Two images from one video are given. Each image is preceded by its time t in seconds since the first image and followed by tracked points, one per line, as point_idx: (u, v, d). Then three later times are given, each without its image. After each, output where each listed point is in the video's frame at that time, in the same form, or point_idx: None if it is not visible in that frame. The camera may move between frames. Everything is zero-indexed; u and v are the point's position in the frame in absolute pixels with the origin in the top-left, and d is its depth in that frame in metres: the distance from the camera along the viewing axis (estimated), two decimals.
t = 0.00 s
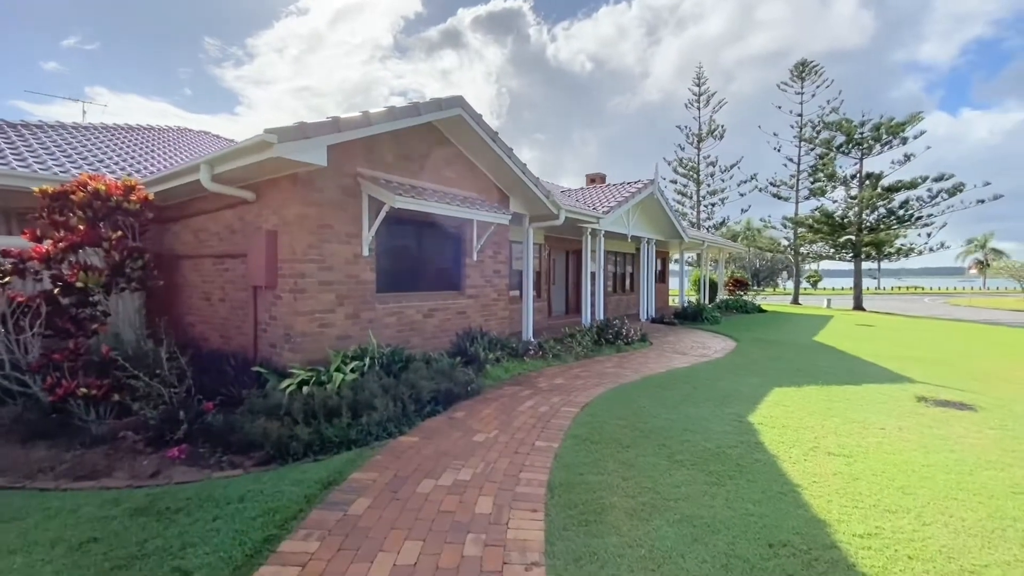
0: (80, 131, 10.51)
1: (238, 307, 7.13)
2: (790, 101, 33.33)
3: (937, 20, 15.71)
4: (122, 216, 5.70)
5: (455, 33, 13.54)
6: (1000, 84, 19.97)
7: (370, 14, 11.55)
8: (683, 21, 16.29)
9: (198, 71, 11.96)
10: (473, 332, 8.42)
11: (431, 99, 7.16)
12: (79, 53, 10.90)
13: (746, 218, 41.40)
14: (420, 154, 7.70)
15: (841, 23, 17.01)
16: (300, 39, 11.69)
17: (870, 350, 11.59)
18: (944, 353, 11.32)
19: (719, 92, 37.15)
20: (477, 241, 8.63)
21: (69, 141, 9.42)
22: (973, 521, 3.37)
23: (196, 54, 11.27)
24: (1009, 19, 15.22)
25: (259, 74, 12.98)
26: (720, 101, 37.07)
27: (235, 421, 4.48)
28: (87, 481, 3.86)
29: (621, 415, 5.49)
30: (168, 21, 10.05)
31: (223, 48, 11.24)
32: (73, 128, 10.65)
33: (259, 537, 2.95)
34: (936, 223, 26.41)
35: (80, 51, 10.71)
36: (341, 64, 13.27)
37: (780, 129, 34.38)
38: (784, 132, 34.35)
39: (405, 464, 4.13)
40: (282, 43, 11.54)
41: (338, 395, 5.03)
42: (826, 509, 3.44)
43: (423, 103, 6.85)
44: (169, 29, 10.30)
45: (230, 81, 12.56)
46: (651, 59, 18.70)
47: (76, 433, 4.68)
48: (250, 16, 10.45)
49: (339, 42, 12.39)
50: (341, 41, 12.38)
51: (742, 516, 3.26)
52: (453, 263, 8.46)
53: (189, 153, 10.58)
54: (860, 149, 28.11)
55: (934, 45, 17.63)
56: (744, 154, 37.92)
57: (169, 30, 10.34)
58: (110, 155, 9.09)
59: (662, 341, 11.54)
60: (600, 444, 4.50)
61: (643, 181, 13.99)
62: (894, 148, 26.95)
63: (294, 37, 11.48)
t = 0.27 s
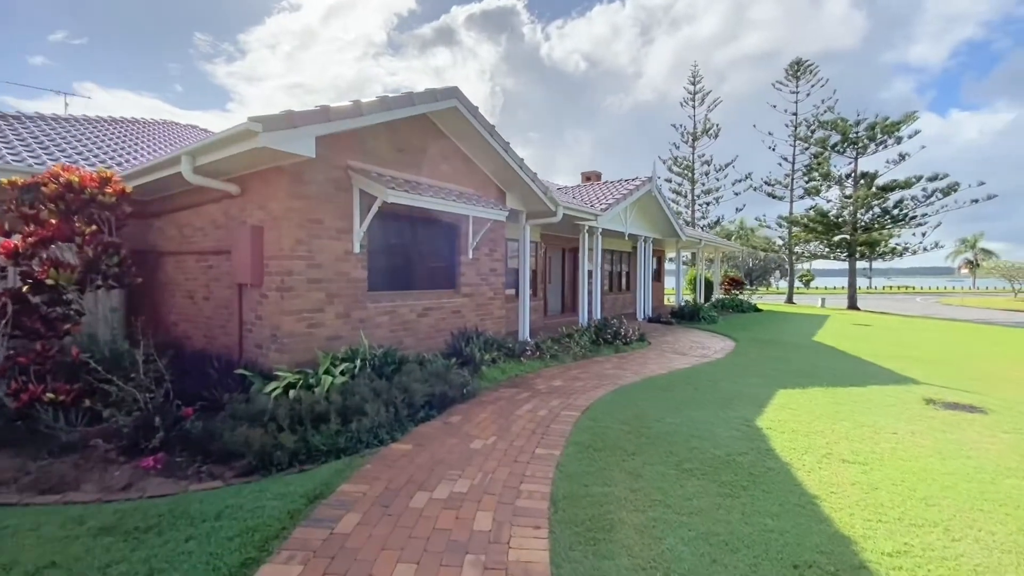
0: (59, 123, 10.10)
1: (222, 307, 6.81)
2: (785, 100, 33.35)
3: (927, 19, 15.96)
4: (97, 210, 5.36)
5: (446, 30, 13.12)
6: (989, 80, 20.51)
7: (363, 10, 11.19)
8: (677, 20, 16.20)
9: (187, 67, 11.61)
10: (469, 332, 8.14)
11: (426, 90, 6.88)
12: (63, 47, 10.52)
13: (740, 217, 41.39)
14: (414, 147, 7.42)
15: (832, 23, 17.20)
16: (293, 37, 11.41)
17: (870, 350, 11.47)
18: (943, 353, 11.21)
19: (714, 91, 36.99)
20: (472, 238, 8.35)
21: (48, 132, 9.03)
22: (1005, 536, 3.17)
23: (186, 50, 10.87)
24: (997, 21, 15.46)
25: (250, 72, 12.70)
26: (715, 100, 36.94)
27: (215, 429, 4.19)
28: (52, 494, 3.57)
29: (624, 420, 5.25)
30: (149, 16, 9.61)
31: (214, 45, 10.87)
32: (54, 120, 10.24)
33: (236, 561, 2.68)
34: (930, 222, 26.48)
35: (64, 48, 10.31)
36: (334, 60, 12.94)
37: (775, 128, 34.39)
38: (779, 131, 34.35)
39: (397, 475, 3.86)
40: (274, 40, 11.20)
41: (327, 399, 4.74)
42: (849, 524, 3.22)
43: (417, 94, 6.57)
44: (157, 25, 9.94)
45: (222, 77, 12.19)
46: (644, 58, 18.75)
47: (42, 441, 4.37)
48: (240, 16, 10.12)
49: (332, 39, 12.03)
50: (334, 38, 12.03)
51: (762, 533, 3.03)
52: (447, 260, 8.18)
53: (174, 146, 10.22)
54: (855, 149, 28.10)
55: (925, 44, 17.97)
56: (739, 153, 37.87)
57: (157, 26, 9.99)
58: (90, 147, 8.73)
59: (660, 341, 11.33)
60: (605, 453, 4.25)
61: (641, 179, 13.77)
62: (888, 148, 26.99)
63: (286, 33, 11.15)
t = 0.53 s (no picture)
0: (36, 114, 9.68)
1: (203, 307, 6.47)
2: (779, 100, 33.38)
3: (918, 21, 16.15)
4: (65, 204, 5.01)
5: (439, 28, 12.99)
6: (979, 81, 20.79)
7: (357, 7, 10.85)
8: (670, 20, 16.23)
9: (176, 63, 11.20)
10: (463, 334, 7.86)
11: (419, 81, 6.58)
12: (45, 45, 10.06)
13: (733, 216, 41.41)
14: (406, 141, 7.12)
15: (824, 23, 17.38)
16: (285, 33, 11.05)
17: (868, 351, 11.35)
18: (942, 353, 11.10)
19: (708, 89, 36.84)
20: (466, 236, 8.07)
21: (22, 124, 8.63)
22: None
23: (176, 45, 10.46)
24: (985, 23, 15.67)
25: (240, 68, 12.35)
26: (710, 99, 36.83)
27: (188, 441, 3.89)
28: (4, 516, 3.27)
29: (626, 427, 5.00)
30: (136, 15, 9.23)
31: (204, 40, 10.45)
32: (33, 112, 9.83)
33: None
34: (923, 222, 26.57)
35: (45, 45, 9.89)
36: (326, 57, 12.59)
37: (769, 127, 34.39)
38: (772, 131, 34.36)
39: (386, 492, 3.57)
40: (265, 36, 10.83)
41: (311, 407, 4.44)
42: (874, 546, 2.99)
43: (408, 84, 6.27)
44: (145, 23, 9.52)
45: (212, 73, 11.85)
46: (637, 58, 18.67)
47: None
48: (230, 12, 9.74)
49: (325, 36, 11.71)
50: (326, 34, 11.69)
51: (783, 557, 2.79)
52: (439, 259, 7.89)
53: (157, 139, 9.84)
54: (849, 148, 28.12)
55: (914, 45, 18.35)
56: (732, 152, 37.84)
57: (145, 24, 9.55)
58: (66, 138, 8.35)
59: (658, 342, 11.11)
60: (608, 465, 3.99)
61: (638, 177, 13.53)
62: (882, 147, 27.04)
63: (277, 30, 10.81)
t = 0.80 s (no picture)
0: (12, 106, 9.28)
1: (182, 308, 6.15)
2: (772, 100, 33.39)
3: (906, 23, 16.53)
4: (30, 197, 4.65)
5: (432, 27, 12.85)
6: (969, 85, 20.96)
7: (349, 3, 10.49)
8: (662, 20, 16.61)
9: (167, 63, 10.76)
10: (456, 336, 7.59)
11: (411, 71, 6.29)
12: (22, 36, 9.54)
13: (726, 216, 41.48)
14: (396, 135, 6.83)
15: (814, 24, 17.93)
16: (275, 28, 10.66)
17: (865, 352, 11.27)
18: (939, 354, 11.04)
19: (702, 89, 36.78)
20: (459, 235, 7.80)
21: None
22: None
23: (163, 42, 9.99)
24: (972, 27, 15.86)
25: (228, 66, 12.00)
26: (703, 98, 36.73)
27: (159, 455, 3.61)
28: None
29: (627, 435, 4.76)
30: (121, 14, 8.86)
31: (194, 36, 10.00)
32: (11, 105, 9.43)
33: None
34: (914, 223, 26.71)
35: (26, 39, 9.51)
36: (316, 55, 12.26)
37: (761, 127, 34.44)
38: (765, 131, 34.41)
39: (373, 512, 3.29)
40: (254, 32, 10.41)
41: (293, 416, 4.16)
42: (903, 570, 2.77)
43: (400, 75, 5.98)
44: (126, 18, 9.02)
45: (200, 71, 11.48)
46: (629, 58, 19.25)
47: None
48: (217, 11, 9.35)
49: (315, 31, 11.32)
50: (315, 31, 11.30)
51: None
52: (431, 259, 7.60)
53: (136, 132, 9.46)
54: (842, 149, 28.17)
55: (903, 49, 18.99)
56: (725, 151, 37.87)
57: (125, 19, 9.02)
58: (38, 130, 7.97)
59: (654, 343, 10.93)
60: (610, 478, 3.75)
61: (634, 175, 13.32)
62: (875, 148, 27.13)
63: (268, 25, 10.45)
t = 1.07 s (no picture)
0: None
1: (159, 308, 5.81)
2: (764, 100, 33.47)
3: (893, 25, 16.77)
4: None
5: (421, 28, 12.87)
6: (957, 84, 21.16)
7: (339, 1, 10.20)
8: (653, 20, 16.85)
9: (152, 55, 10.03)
10: (448, 336, 7.31)
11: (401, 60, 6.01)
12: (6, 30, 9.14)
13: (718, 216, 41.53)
14: (387, 127, 6.55)
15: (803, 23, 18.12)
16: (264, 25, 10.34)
17: (863, 353, 11.15)
18: (936, 355, 10.95)
19: (694, 88, 36.70)
20: (451, 232, 7.53)
21: None
22: None
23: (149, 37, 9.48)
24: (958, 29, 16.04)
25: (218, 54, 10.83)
26: (696, 97, 36.72)
27: (125, 469, 3.31)
28: None
29: (630, 441, 4.54)
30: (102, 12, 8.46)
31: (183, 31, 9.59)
32: None
33: None
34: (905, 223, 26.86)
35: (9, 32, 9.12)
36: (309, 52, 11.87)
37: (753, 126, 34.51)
38: (757, 131, 34.48)
39: (359, 531, 3.01)
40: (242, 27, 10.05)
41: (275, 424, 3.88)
42: None
43: (390, 63, 5.69)
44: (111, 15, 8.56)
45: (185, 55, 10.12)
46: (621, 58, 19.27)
47: None
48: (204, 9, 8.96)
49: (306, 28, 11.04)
50: (307, 27, 11.02)
51: None
52: (423, 257, 7.31)
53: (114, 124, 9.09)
54: (834, 149, 28.27)
55: (889, 52, 19.77)
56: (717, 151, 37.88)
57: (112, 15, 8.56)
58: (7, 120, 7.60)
59: (651, 343, 10.73)
60: (615, 490, 3.51)
61: (629, 173, 13.12)
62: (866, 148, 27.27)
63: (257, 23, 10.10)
